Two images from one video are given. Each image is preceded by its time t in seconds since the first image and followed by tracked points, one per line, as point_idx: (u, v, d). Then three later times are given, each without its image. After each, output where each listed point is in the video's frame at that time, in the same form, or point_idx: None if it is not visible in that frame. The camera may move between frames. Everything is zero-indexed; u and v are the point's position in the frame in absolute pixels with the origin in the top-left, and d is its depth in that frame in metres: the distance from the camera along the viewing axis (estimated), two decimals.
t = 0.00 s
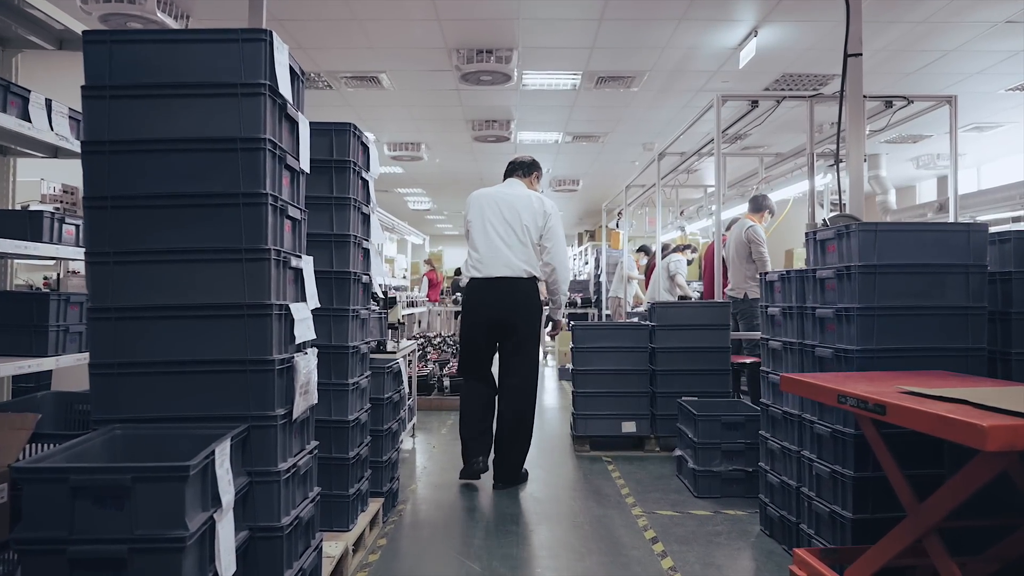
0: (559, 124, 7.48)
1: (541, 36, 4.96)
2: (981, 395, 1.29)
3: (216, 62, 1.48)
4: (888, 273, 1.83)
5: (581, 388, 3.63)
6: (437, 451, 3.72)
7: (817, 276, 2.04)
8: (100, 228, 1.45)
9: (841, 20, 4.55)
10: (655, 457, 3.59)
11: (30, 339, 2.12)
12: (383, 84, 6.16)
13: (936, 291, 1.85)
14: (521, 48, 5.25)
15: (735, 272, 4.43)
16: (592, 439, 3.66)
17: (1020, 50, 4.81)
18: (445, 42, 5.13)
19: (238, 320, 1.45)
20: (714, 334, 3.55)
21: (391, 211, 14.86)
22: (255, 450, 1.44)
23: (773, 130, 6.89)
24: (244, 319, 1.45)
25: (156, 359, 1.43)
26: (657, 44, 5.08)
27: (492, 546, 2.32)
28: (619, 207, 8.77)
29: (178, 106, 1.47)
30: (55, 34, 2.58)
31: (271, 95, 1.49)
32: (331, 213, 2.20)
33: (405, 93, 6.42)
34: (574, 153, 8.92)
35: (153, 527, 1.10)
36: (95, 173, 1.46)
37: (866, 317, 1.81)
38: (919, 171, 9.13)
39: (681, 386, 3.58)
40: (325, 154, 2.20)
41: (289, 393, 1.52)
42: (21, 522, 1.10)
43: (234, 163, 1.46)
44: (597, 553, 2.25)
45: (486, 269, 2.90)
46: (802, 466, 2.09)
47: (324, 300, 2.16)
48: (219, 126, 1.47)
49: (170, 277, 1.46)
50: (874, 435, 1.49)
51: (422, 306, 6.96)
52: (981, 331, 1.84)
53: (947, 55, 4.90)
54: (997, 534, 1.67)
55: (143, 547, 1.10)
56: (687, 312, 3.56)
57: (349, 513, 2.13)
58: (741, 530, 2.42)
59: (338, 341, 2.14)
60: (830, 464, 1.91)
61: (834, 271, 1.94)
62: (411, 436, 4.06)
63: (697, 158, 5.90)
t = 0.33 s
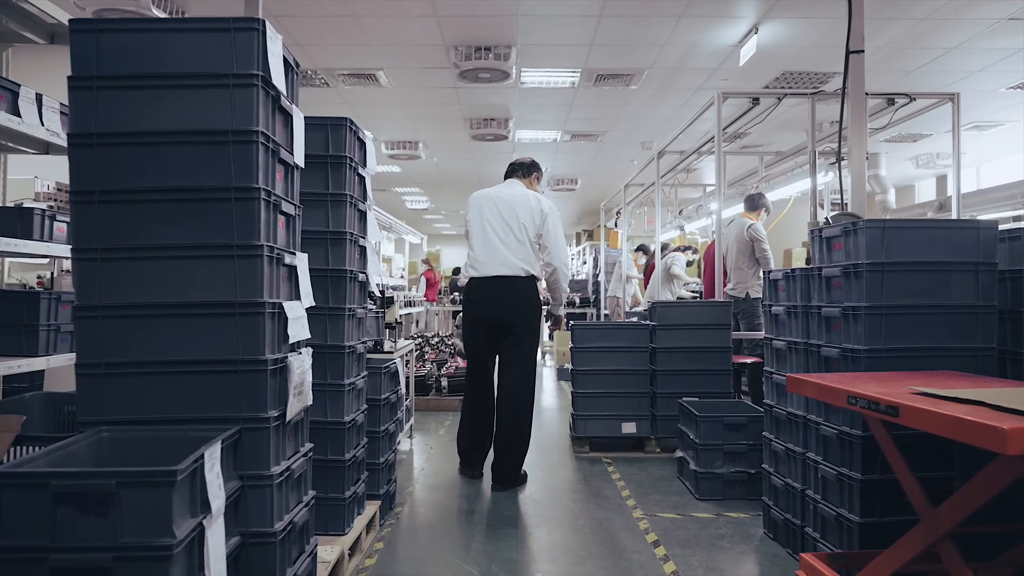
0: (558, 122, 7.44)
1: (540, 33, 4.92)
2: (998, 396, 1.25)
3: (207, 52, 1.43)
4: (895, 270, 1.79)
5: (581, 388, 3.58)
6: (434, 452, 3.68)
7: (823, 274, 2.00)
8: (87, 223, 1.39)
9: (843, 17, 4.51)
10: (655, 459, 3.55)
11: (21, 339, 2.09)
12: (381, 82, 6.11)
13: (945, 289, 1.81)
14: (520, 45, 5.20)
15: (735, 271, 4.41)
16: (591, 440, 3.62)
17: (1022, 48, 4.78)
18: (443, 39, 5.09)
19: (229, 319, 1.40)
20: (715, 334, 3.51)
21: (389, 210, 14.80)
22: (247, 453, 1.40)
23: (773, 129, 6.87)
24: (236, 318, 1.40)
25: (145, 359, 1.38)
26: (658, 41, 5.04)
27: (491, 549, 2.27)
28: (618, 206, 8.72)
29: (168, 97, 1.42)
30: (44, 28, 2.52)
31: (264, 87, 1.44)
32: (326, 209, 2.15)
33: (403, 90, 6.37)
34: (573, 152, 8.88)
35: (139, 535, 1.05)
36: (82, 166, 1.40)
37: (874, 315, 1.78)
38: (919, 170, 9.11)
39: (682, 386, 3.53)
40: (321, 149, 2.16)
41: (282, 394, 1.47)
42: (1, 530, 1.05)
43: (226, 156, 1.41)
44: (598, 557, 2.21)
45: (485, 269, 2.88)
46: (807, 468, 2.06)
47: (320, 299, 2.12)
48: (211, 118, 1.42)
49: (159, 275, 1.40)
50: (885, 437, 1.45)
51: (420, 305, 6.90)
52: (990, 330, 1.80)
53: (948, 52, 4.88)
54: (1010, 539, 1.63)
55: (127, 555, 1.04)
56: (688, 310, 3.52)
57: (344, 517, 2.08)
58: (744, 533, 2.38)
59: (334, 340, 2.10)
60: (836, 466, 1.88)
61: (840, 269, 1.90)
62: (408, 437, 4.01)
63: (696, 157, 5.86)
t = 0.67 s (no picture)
0: (557, 121, 7.39)
1: (539, 30, 4.88)
2: (1015, 398, 1.20)
3: (196, 40, 1.38)
4: (903, 269, 1.75)
5: (580, 389, 3.53)
6: (431, 454, 3.63)
7: (829, 272, 1.95)
8: (70, 219, 1.33)
9: (844, 14, 4.47)
10: (656, 460, 3.50)
11: (11, 337, 2.04)
12: (378, 80, 6.05)
13: (955, 288, 1.77)
14: (518, 42, 5.16)
15: (735, 270, 4.37)
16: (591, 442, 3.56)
17: None
18: (441, 35, 5.04)
19: (218, 318, 1.35)
20: (716, 334, 3.47)
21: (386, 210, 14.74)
22: (236, 458, 1.34)
23: (773, 128, 6.84)
24: (225, 317, 1.35)
25: (129, 361, 1.32)
26: (657, 38, 5.00)
27: (488, 553, 2.23)
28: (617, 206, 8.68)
29: (155, 89, 1.37)
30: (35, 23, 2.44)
31: (254, 77, 1.39)
32: (321, 206, 2.09)
33: (401, 88, 6.32)
34: (572, 151, 8.84)
35: (118, 545, 1.00)
36: (65, 159, 1.34)
37: (882, 315, 1.73)
38: (919, 169, 9.09)
39: (683, 387, 3.49)
40: (315, 144, 2.10)
41: (272, 396, 1.42)
42: None
43: (214, 149, 1.36)
44: (598, 562, 2.16)
45: (480, 271, 2.85)
46: (812, 471, 2.01)
47: (314, 298, 2.06)
48: (199, 109, 1.36)
49: (146, 272, 1.35)
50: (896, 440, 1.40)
51: (418, 305, 6.84)
52: (1000, 329, 1.76)
53: (950, 50, 4.85)
54: None
55: (108, 566, 0.99)
56: (689, 310, 3.48)
57: (338, 521, 2.03)
58: (747, 536, 2.34)
59: (328, 341, 2.05)
60: (842, 469, 1.84)
61: (847, 267, 1.85)
62: (406, 438, 3.96)
63: (696, 155, 5.82)
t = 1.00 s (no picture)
0: (556, 119, 7.34)
1: (538, 26, 4.82)
2: None
3: (179, 28, 1.32)
4: (912, 268, 1.70)
5: (579, 390, 3.47)
6: (428, 456, 3.57)
7: (835, 271, 1.90)
8: (48, 214, 1.27)
9: (846, 10, 4.42)
10: (656, 462, 3.45)
11: None
12: (375, 77, 5.99)
13: (964, 287, 1.72)
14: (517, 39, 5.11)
15: (736, 269, 4.32)
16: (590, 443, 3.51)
17: None
18: (438, 32, 4.98)
19: (203, 318, 1.29)
20: (717, 334, 3.42)
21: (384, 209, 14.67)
22: (221, 464, 1.29)
23: (773, 126, 6.79)
24: (210, 317, 1.29)
25: (110, 363, 1.27)
26: (657, 35, 4.94)
27: (485, 559, 2.17)
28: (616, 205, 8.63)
29: (137, 79, 1.31)
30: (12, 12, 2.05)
31: (240, 68, 1.33)
32: (313, 203, 2.03)
33: (398, 86, 6.25)
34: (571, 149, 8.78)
35: (91, 558, 0.94)
36: (43, 152, 1.28)
37: (890, 315, 1.68)
38: (920, 168, 9.05)
39: (684, 388, 3.44)
40: (308, 139, 2.04)
41: (259, 399, 1.36)
42: None
43: (198, 141, 1.30)
44: (598, 567, 2.10)
45: (474, 273, 2.81)
46: (818, 475, 1.96)
47: (306, 297, 2.01)
48: (183, 100, 1.31)
49: (127, 270, 1.29)
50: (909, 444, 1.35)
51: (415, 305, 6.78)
52: (1012, 330, 1.71)
53: (952, 47, 4.80)
54: None
55: None
56: (689, 310, 3.43)
57: (331, 526, 1.98)
58: (750, 541, 2.29)
59: (321, 341, 1.99)
60: (849, 474, 1.79)
61: (854, 265, 1.80)
62: (402, 439, 3.90)
63: (696, 154, 5.77)
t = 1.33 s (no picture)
0: (554, 118, 7.29)
1: (536, 23, 4.76)
2: None
3: (159, 15, 1.25)
4: (922, 267, 1.64)
5: (578, 391, 3.42)
6: (424, 458, 3.51)
7: (841, 270, 1.85)
8: (21, 210, 1.22)
9: (847, 7, 4.38)
10: (656, 464, 3.40)
11: None
12: (372, 75, 5.93)
13: (975, 286, 1.67)
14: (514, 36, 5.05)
15: (735, 267, 4.27)
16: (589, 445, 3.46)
17: None
18: (435, 29, 4.92)
19: (183, 319, 1.23)
20: (719, 334, 3.37)
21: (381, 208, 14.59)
22: (203, 472, 1.23)
23: (773, 124, 6.75)
24: (192, 319, 1.23)
25: (86, 367, 1.21)
26: (657, 32, 4.89)
27: (481, 565, 2.12)
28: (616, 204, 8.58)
29: (116, 70, 1.25)
30: None
31: (224, 57, 1.27)
32: (304, 200, 1.97)
33: (395, 84, 6.19)
34: (569, 148, 8.73)
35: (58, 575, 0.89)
36: (16, 145, 1.23)
37: (899, 315, 1.62)
38: (920, 167, 9.03)
39: (685, 389, 3.39)
40: (299, 135, 1.98)
41: (244, 404, 1.30)
42: None
43: (179, 135, 1.24)
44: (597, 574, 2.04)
45: (463, 270, 2.79)
46: (824, 479, 1.90)
47: (297, 297, 1.95)
48: (163, 91, 1.25)
49: (105, 268, 1.23)
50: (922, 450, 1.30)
51: (413, 305, 6.73)
52: (1021, 330, 1.67)
53: (955, 44, 4.75)
54: None
55: None
56: (691, 310, 3.37)
57: (323, 534, 1.92)
58: (753, 547, 2.24)
59: (312, 343, 1.93)
60: (857, 479, 1.74)
61: (861, 264, 1.74)
62: (399, 441, 3.84)
63: (696, 152, 5.72)
